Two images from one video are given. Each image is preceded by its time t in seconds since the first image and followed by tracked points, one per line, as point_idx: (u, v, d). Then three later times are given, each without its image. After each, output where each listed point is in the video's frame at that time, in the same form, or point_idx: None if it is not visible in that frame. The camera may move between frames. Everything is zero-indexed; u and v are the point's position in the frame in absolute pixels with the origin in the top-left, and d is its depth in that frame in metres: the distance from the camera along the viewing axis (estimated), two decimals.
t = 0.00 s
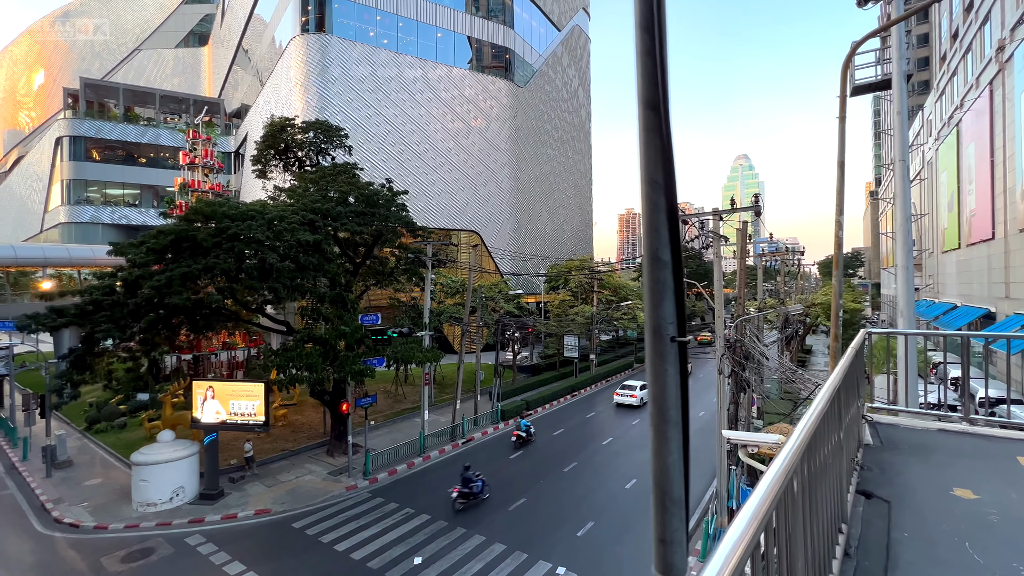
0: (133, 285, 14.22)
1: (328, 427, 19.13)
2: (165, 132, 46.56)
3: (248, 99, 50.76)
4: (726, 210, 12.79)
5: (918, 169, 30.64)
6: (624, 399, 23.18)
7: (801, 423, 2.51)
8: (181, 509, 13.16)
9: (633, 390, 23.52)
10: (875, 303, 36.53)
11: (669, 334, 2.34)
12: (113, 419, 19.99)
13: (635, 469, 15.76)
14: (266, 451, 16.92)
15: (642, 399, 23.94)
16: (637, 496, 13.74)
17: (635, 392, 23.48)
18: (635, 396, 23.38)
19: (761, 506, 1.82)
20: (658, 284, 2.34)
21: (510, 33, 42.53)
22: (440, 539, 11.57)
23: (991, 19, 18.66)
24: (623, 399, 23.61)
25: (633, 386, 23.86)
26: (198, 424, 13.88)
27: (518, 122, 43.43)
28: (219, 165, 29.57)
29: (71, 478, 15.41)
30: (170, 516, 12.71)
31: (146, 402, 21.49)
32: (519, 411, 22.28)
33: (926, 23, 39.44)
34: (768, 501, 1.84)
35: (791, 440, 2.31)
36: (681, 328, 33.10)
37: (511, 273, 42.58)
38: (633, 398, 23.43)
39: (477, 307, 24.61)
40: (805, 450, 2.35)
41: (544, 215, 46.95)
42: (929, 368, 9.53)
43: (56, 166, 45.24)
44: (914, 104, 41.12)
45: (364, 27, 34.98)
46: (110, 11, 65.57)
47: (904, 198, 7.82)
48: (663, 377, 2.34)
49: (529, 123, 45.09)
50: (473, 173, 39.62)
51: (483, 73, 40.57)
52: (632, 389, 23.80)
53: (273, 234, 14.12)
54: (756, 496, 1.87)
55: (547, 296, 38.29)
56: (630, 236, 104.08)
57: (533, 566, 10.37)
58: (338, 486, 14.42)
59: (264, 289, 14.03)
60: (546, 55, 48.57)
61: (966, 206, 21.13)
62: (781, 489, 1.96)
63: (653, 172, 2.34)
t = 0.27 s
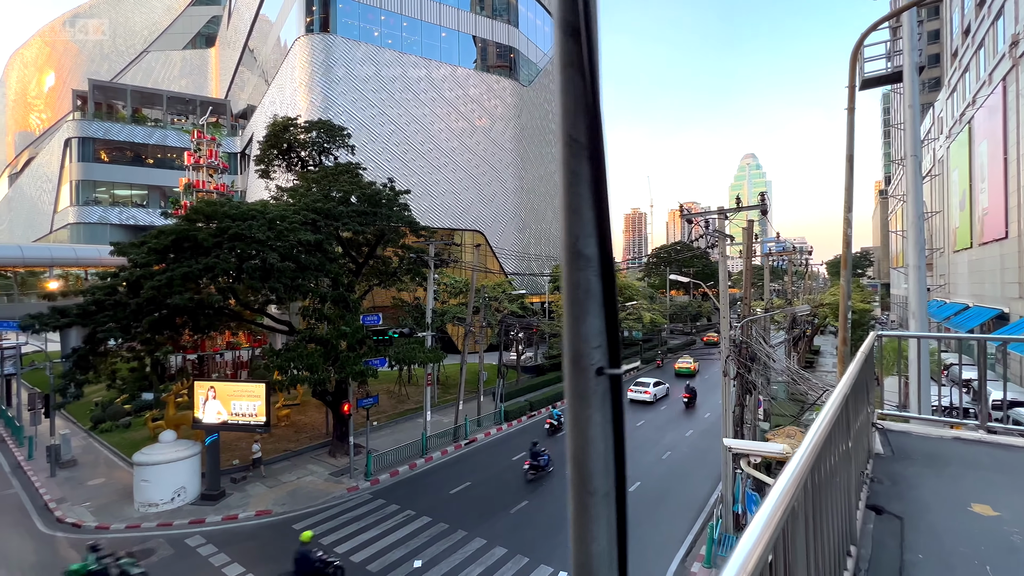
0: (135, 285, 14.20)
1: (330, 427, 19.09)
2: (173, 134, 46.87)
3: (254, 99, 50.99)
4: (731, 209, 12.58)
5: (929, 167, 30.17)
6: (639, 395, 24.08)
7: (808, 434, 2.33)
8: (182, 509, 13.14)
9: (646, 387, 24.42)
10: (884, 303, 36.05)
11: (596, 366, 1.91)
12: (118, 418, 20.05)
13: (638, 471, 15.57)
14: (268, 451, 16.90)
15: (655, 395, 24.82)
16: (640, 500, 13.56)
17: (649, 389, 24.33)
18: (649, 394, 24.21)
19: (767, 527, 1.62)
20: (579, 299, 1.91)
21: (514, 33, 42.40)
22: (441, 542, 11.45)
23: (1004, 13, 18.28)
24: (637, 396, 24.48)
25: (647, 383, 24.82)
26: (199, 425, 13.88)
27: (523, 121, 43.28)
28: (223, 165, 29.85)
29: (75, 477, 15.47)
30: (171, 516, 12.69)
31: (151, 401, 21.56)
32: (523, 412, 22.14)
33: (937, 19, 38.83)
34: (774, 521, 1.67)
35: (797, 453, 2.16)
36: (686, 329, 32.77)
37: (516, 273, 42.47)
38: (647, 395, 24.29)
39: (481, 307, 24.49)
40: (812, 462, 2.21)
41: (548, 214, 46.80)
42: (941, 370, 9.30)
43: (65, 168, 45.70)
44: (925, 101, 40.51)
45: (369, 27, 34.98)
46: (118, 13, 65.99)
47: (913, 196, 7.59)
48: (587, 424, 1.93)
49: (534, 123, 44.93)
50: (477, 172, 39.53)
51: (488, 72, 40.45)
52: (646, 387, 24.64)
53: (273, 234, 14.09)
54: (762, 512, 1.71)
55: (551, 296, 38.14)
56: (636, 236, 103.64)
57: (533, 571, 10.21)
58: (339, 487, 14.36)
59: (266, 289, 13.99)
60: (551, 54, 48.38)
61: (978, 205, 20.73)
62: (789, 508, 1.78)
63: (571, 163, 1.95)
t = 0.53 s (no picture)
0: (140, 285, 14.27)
1: (335, 427, 19.10)
2: (183, 135, 47.36)
3: (262, 100, 51.37)
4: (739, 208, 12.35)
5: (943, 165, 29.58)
6: (654, 393, 24.53)
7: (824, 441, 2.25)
8: (186, 509, 13.16)
9: (661, 385, 24.87)
10: (897, 303, 35.48)
11: (405, 476, 1.76)
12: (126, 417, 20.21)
13: (644, 474, 15.36)
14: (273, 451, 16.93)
15: (670, 394, 25.28)
16: (645, 503, 13.41)
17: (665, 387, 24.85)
18: (664, 391, 24.72)
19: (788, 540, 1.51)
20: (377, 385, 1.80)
21: (521, 32, 42.27)
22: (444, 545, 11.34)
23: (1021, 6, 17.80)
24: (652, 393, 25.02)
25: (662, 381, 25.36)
26: (204, 425, 13.92)
27: (529, 120, 43.15)
28: (231, 166, 30.12)
29: (82, 476, 15.58)
30: (176, 516, 12.71)
31: (159, 401, 21.72)
32: (528, 413, 22.00)
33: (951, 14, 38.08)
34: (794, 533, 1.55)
35: (815, 461, 2.06)
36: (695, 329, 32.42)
37: (523, 273, 42.35)
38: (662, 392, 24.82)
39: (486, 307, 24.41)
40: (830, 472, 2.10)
41: (555, 214, 46.64)
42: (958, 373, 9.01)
43: (78, 169, 46.32)
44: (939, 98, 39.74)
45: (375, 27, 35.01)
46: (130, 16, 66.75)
47: (930, 193, 7.34)
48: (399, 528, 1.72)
49: (540, 122, 44.78)
50: (483, 172, 39.45)
51: (494, 72, 40.35)
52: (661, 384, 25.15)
53: (277, 234, 14.10)
54: (780, 522, 1.60)
55: (558, 296, 37.96)
56: (643, 235, 103.10)
57: None
58: (343, 488, 14.32)
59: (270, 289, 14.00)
60: (557, 53, 48.20)
61: (994, 203, 20.24)
62: (805, 520, 1.69)
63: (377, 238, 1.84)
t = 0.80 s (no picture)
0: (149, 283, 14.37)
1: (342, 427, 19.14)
2: (196, 137, 47.96)
3: (272, 101, 51.76)
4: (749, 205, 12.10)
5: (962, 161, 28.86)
6: (671, 390, 25.01)
7: (842, 442, 2.14)
8: (194, 508, 13.23)
9: (678, 382, 25.36)
10: (913, 303, 34.72)
11: None
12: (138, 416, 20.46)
13: (652, 477, 15.14)
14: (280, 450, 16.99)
15: (687, 390, 25.76)
16: (653, 506, 13.20)
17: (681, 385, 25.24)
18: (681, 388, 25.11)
19: (800, 547, 1.42)
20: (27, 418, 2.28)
21: (529, 31, 42.12)
22: (448, 546, 11.24)
23: None
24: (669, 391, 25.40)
25: (678, 378, 25.95)
26: (212, 424, 14.01)
27: (538, 119, 42.97)
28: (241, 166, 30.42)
29: (94, 474, 15.76)
30: (183, 514, 12.78)
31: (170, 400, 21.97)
32: (536, 413, 21.87)
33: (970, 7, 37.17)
34: (806, 541, 1.47)
35: (831, 463, 1.96)
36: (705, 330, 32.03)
37: (531, 273, 42.19)
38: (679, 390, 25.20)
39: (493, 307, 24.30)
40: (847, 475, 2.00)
41: (564, 213, 46.41)
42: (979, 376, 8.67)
43: (94, 171, 47.08)
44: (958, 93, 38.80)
45: (383, 27, 35.09)
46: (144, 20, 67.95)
47: (948, 188, 7.07)
48: None
49: (549, 121, 44.58)
50: (491, 172, 39.36)
51: (503, 71, 40.24)
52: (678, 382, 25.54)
53: (283, 234, 14.13)
54: (792, 527, 1.51)
55: (566, 295, 37.75)
56: (653, 234, 102.29)
57: None
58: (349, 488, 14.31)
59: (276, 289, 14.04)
60: (566, 52, 47.98)
61: (1015, 201, 19.66)
62: (820, 526, 1.60)
63: None
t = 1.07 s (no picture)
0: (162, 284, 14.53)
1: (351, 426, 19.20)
2: (210, 139, 48.75)
3: (284, 103, 52.25)
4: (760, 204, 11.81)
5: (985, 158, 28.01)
6: (689, 388, 25.28)
7: (857, 450, 2.09)
8: (203, 506, 13.33)
9: (696, 380, 25.59)
10: (933, 304, 33.82)
11: None
12: (151, 414, 20.74)
13: (661, 480, 14.90)
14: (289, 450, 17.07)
15: (705, 388, 26.00)
16: (661, 510, 12.98)
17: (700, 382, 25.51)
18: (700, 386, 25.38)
19: (814, 554, 1.36)
20: None
21: (539, 30, 41.94)
22: (454, 548, 11.16)
23: None
24: (687, 388, 25.68)
25: (696, 376, 26.24)
26: (221, 423, 14.13)
27: (547, 118, 42.76)
28: (252, 168, 30.78)
29: (107, 472, 15.99)
30: (192, 513, 12.89)
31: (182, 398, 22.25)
32: (544, 414, 21.72)
33: None
34: (822, 549, 1.40)
35: (845, 470, 1.91)
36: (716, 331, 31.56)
37: (541, 273, 42.01)
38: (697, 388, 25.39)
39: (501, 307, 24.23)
40: (862, 482, 1.94)
41: (573, 213, 46.16)
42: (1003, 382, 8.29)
43: (112, 173, 47.95)
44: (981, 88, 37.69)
45: (393, 28, 35.18)
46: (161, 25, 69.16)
47: (969, 184, 6.79)
48: None
49: (559, 120, 44.35)
50: (501, 172, 39.27)
51: (512, 71, 40.14)
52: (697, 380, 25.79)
53: (290, 234, 14.19)
54: (806, 538, 1.44)
55: (576, 296, 37.51)
56: (665, 234, 101.37)
57: None
58: (356, 488, 14.30)
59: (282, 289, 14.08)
60: (576, 50, 47.69)
61: None
62: (836, 535, 1.53)
63: None
